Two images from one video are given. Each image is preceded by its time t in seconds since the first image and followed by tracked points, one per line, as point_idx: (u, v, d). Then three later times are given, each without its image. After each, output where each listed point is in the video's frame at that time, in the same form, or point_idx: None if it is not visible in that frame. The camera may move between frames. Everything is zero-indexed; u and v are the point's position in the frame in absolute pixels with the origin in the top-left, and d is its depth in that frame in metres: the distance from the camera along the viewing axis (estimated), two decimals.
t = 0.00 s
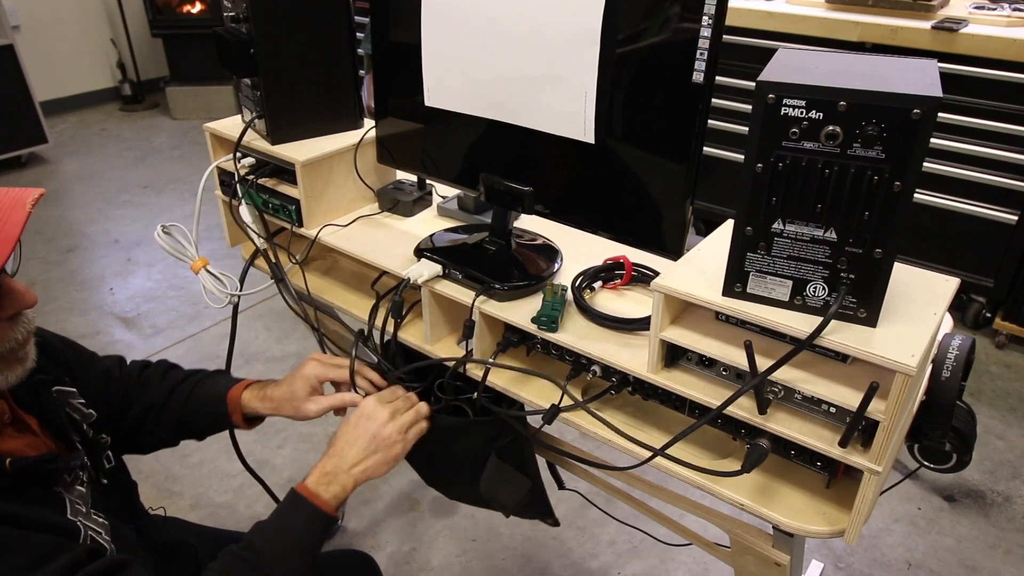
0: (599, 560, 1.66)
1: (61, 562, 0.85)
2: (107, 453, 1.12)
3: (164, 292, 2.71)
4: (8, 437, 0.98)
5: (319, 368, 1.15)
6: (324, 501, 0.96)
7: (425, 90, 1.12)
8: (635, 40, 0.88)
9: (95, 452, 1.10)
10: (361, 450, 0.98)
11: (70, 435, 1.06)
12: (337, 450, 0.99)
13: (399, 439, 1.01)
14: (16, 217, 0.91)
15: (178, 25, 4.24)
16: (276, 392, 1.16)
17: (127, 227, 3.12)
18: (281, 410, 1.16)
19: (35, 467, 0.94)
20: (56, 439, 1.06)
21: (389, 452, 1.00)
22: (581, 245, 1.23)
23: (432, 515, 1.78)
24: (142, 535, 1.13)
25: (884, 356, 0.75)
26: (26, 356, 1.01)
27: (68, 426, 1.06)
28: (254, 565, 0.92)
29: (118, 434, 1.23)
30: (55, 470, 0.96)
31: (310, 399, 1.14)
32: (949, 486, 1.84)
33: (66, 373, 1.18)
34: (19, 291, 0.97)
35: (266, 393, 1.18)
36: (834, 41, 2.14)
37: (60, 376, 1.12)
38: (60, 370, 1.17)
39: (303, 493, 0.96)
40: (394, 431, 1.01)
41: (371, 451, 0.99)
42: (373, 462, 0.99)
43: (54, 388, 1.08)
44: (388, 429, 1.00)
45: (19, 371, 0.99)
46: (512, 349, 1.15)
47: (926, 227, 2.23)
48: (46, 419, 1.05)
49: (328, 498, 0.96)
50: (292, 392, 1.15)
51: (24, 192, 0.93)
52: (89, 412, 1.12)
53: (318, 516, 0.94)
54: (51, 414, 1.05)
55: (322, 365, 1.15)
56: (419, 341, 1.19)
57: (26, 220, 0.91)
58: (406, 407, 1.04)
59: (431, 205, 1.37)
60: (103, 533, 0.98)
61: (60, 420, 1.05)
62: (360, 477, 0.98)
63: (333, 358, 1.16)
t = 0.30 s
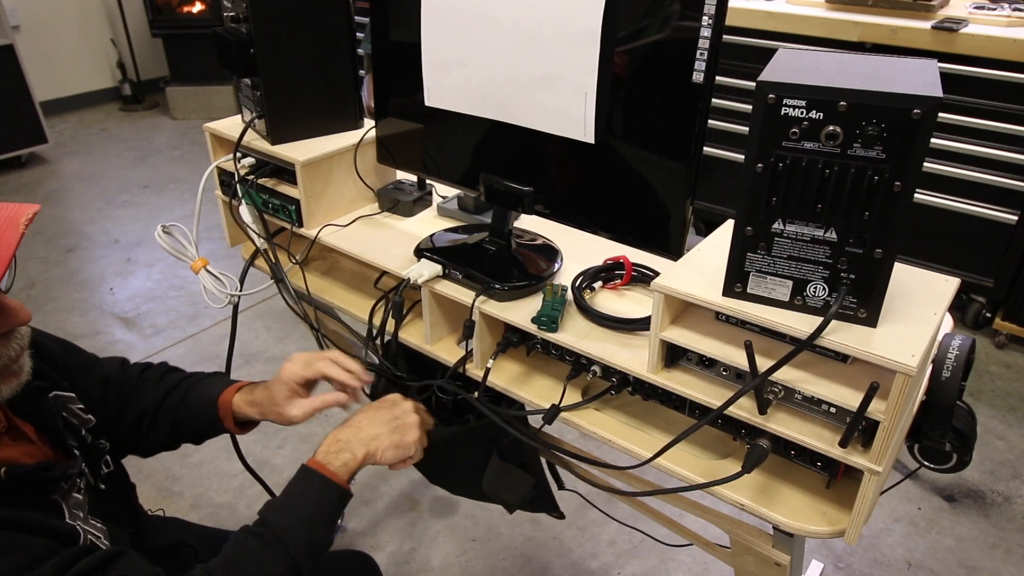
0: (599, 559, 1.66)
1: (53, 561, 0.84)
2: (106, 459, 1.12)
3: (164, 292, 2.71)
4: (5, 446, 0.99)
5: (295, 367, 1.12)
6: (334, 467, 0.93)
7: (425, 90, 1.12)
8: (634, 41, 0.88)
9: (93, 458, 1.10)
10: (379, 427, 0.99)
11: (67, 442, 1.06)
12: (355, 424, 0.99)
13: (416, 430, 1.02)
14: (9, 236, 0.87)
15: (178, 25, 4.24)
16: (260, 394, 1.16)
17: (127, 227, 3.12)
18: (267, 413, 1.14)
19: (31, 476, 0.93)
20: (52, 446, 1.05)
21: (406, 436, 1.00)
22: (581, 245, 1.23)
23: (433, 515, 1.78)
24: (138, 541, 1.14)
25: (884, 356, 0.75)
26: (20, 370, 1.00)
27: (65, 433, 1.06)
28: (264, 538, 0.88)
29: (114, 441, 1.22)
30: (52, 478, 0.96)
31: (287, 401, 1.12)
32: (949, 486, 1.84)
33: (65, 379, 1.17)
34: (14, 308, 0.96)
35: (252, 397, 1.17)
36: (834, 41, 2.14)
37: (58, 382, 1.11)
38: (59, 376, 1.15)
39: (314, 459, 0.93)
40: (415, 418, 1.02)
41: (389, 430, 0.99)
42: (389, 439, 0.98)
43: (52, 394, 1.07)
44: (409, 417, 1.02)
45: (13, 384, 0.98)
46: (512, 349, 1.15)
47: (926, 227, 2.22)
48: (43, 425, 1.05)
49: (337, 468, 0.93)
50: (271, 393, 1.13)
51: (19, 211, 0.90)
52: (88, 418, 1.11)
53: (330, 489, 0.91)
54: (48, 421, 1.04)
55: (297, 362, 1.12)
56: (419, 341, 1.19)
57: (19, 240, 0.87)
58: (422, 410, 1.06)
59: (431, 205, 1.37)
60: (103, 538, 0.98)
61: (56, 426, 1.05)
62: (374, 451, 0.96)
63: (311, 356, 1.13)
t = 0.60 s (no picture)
0: (599, 560, 1.66)
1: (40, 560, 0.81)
2: (105, 461, 1.14)
3: (164, 292, 2.71)
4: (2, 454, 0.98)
5: (344, 386, 1.08)
6: (350, 450, 0.93)
7: (425, 90, 1.12)
8: (634, 41, 0.88)
9: (91, 461, 1.11)
10: (398, 421, 0.99)
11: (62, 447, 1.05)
12: (374, 417, 0.99)
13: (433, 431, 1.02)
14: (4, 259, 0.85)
15: (177, 25, 4.24)
16: (287, 396, 1.10)
17: (127, 227, 3.12)
18: (289, 415, 1.09)
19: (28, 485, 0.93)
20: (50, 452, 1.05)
21: (423, 433, 1.00)
22: (581, 245, 1.23)
23: (432, 515, 1.78)
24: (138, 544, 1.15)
25: (884, 356, 0.75)
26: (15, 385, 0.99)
27: (61, 438, 1.05)
28: (278, 521, 0.89)
29: (128, 437, 1.22)
30: (47, 486, 0.96)
31: (323, 418, 1.08)
32: (949, 486, 1.84)
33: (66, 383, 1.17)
34: (9, 326, 0.97)
35: (275, 397, 1.13)
36: (834, 41, 2.14)
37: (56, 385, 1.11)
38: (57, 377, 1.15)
39: (333, 443, 0.94)
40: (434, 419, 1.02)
41: (406, 425, 1.00)
42: (406, 432, 0.99)
43: (47, 399, 1.07)
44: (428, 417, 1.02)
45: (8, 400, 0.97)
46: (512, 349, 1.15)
47: (926, 226, 2.22)
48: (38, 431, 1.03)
49: (354, 454, 0.93)
50: (308, 403, 1.08)
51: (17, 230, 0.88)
52: (85, 422, 1.11)
53: (347, 473, 0.91)
54: (43, 428, 1.03)
55: (348, 383, 1.08)
56: (419, 341, 1.19)
57: (14, 263, 0.85)
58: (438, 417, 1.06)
59: (431, 205, 1.37)
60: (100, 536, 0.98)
61: (51, 432, 1.04)
62: (391, 442, 0.96)
63: (361, 379, 1.09)
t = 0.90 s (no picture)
0: (600, 560, 1.66)
1: None
2: (105, 465, 1.13)
3: (164, 292, 2.71)
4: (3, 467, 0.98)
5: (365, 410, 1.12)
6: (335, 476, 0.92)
7: (425, 90, 1.12)
8: (634, 41, 0.88)
9: (92, 466, 1.10)
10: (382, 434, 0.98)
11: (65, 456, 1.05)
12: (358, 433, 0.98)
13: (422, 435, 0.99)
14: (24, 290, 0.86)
15: (177, 25, 4.24)
16: (308, 413, 1.12)
17: (127, 227, 3.12)
18: (309, 432, 1.12)
19: (30, 501, 0.94)
20: (53, 462, 1.05)
21: (410, 441, 0.98)
22: (581, 245, 1.23)
23: (433, 515, 1.78)
24: (138, 547, 1.12)
25: (884, 356, 0.75)
26: (25, 406, 0.97)
27: (62, 446, 1.05)
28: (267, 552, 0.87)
29: (133, 439, 1.22)
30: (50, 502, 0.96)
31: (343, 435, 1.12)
32: (949, 486, 1.84)
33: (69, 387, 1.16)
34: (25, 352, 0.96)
35: (293, 412, 1.14)
36: (834, 41, 2.14)
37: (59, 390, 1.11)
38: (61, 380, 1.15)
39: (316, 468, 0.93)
40: (420, 424, 1.00)
41: (390, 437, 0.98)
42: (392, 446, 0.97)
43: (48, 405, 1.07)
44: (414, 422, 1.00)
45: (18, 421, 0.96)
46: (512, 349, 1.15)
47: (926, 226, 2.22)
48: (42, 441, 1.04)
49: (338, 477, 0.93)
50: (331, 425, 1.11)
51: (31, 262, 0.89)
52: (88, 426, 1.11)
53: (331, 499, 0.90)
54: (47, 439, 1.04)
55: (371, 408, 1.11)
56: (419, 341, 1.19)
57: (34, 294, 0.86)
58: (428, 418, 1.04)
59: (431, 205, 1.37)
60: (103, 550, 0.99)
61: (54, 441, 1.04)
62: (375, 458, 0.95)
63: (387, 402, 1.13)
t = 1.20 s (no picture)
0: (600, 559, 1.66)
1: None
2: (111, 471, 1.12)
3: (164, 292, 2.71)
4: (9, 476, 0.99)
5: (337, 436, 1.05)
6: (321, 557, 0.96)
7: (425, 90, 1.12)
8: (634, 41, 0.88)
9: (98, 471, 1.09)
10: (358, 504, 0.97)
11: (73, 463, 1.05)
12: (337, 506, 0.98)
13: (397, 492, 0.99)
14: (55, 282, 0.89)
15: (178, 25, 4.24)
16: (279, 437, 1.10)
17: (127, 227, 3.12)
18: (282, 454, 1.10)
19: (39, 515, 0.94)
20: (61, 469, 1.06)
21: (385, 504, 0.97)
22: (580, 245, 1.23)
23: (433, 515, 1.78)
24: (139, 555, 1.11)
25: (883, 356, 0.75)
26: (45, 403, 0.99)
27: (69, 453, 1.05)
28: None
29: (127, 442, 1.23)
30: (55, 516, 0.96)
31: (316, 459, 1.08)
32: (949, 486, 1.84)
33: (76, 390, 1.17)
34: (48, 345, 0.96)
35: (268, 433, 1.12)
36: (834, 41, 2.14)
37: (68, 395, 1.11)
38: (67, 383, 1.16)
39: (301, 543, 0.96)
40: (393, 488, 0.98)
41: (367, 508, 0.97)
42: (371, 517, 0.97)
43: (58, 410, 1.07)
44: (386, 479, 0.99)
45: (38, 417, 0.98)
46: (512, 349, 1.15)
47: (926, 226, 2.22)
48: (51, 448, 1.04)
49: (326, 555, 0.96)
50: (300, 450, 1.08)
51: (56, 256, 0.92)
52: (96, 431, 1.10)
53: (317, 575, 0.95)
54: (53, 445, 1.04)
55: (338, 433, 1.05)
56: (419, 341, 1.19)
57: (65, 285, 0.89)
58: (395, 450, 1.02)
59: (431, 205, 1.37)
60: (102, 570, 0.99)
61: (61, 448, 1.04)
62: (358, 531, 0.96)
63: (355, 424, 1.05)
